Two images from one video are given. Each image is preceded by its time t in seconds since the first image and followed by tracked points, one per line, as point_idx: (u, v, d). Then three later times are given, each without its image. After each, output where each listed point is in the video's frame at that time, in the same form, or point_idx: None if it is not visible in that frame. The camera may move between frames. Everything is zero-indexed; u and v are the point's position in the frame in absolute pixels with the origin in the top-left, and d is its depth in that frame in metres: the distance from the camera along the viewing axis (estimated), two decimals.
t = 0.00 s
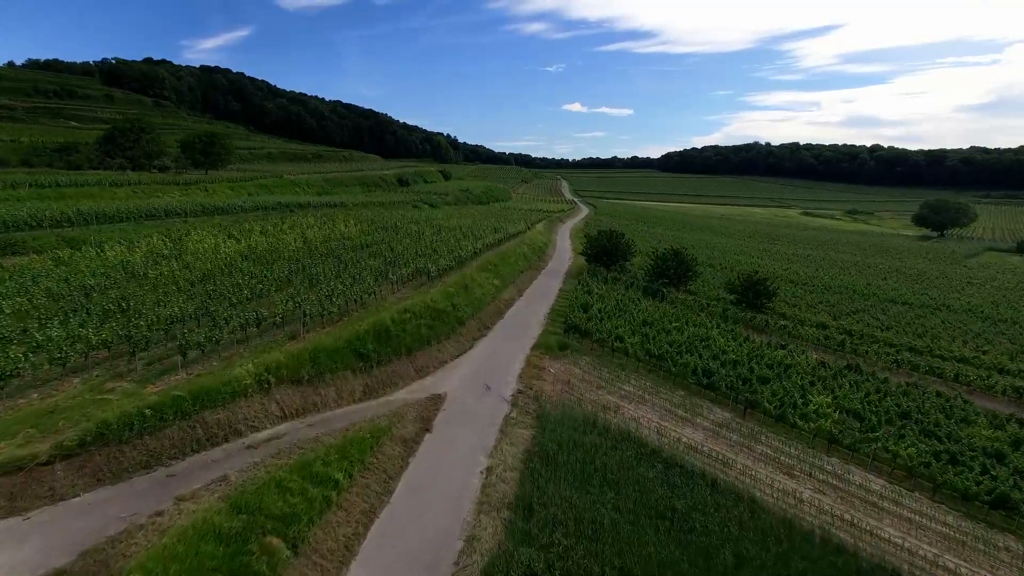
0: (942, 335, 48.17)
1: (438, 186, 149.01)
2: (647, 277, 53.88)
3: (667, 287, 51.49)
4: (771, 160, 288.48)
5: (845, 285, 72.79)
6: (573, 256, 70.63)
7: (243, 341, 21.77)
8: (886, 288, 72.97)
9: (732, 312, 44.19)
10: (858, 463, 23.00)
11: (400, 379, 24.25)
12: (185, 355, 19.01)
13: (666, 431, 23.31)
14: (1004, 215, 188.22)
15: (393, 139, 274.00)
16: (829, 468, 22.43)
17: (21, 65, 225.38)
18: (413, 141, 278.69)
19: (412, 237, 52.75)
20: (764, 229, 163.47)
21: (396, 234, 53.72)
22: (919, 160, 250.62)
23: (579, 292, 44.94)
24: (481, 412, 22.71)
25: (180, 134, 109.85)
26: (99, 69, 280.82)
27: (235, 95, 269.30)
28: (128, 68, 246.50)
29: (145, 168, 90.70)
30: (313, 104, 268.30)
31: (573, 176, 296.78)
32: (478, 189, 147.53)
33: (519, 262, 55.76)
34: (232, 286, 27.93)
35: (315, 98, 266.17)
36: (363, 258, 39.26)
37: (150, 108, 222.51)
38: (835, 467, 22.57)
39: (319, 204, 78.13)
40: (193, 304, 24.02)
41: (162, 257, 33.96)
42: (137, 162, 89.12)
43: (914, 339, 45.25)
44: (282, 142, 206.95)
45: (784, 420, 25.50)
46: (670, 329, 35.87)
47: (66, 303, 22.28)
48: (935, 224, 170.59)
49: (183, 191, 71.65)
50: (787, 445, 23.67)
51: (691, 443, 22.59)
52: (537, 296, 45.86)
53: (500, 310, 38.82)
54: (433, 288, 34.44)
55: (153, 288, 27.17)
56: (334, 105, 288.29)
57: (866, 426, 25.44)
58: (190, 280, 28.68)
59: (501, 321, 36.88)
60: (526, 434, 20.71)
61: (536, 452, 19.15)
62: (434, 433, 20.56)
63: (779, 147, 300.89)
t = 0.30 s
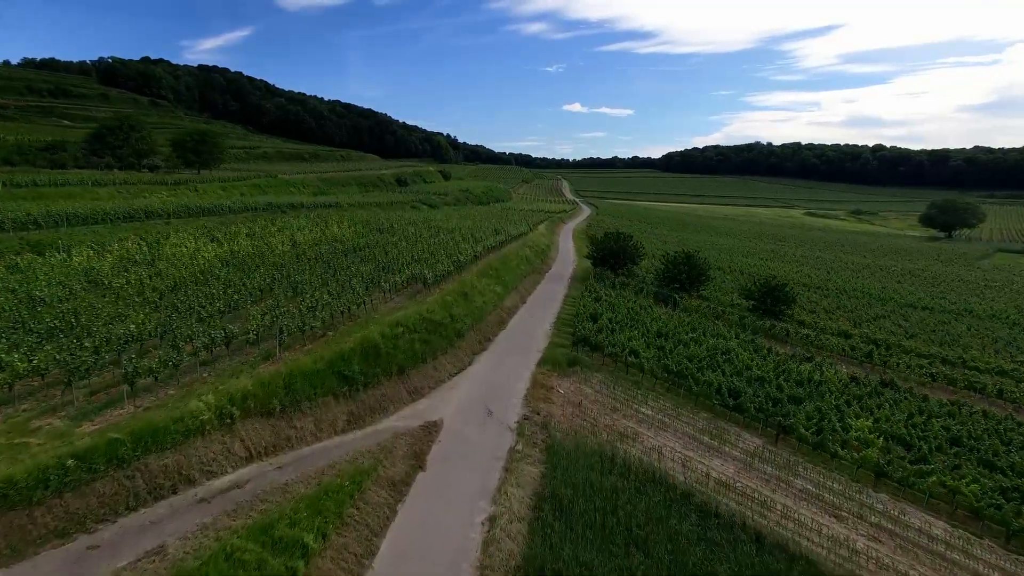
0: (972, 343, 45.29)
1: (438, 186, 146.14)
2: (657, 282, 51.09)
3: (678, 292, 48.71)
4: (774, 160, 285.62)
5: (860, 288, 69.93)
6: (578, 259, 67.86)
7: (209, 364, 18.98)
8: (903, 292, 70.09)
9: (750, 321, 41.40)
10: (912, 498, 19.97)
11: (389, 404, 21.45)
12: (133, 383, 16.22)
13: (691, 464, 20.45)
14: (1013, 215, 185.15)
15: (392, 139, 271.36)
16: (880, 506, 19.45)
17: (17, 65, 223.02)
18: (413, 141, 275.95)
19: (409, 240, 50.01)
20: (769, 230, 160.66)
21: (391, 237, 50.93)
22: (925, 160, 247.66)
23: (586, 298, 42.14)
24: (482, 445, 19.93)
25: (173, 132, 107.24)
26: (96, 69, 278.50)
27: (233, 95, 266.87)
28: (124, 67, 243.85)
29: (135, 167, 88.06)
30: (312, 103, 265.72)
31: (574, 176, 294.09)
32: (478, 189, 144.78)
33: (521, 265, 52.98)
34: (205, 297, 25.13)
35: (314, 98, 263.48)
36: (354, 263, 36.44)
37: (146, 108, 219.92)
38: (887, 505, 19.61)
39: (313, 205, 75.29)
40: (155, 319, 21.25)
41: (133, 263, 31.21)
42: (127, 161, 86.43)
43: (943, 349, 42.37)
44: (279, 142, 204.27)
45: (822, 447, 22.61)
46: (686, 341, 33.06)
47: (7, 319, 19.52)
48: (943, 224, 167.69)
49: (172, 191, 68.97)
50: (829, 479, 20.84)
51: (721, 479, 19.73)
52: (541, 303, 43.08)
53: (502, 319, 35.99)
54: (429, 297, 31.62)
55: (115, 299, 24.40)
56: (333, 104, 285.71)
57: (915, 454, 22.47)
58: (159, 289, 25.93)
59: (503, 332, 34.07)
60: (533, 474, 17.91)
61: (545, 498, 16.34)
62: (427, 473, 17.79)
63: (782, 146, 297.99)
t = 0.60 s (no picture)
0: (1005, 353, 42.47)
1: (437, 187, 143.34)
2: (667, 288, 48.32)
3: (691, 299, 45.96)
4: (777, 160, 282.94)
5: (876, 293, 67.13)
6: (582, 262, 65.14)
7: (162, 395, 16.26)
8: (922, 296, 67.25)
9: (769, 330, 38.65)
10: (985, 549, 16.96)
11: (376, 437, 18.68)
12: (60, 424, 13.43)
13: (725, 510, 17.57)
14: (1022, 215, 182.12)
15: (392, 138, 268.54)
16: (950, 560, 16.50)
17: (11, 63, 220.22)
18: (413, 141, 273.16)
19: (405, 243, 47.27)
20: (775, 231, 157.84)
21: (387, 240, 48.18)
22: (930, 159, 244.65)
23: (595, 306, 39.35)
24: (484, 486, 17.09)
25: (166, 131, 104.50)
26: (93, 68, 276.03)
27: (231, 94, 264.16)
28: (120, 66, 240.92)
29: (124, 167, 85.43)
30: (311, 103, 263.33)
31: (575, 176, 291.46)
32: (478, 189, 142.06)
33: (524, 270, 50.24)
34: (172, 311, 22.33)
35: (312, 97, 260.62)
36: (344, 269, 33.64)
37: (142, 107, 217.03)
38: (957, 558, 16.65)
39: (306, 205, 72.41)
40: (106, 339, 18.48)
41: (100, 269, 28.43)
42: (115, 160, 83.53)
43: (977, 360, 39.54)
44: (277, 142, 201.50)
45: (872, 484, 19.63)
46: (707, 355, 30.27)
47: None
48: (951, 224, 164.73)
49: (159, 192, 66.26)
50: (884, 522, 18.07)
51: (761, 527, 16.85)
52: (545, 311, 40.24)
53: (505, 330, 33.17)
54: (425, 308, 28.82)
55: (68, 315, 21.60)
56: (332, 104, 283.11)
57: (980, 491, 19.48)
58: (120, 301, 23.17)
59: (505, 345, 31.22)
60: (545, 528, 15.19)
61: (559, 564, 13.59)
62: (419, 524, 14.98)
63: (785, 146, 295.13)
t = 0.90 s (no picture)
0: None
1: (437, 187, 140.67)
2: (679, 294, 45.52)
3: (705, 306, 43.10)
4: (780, 160, 280.29)
5: (894, 297, 64.39)
6: (588, 266, 62.46)
7: (94, 437, 13.42)
8: (941, 301, 64.51)
9: (793, 340, 35.84)
10: None
11: (358, 480, 15.80)
12: None
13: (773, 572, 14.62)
14: None
15: (391, 138, 265.86)
16: None
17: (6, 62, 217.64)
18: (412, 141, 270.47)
19: (401, 246, 44.54)
20: (781, 232, 155.14)
21: (381, 243, 45.45)
22: (935, 159, 241.88)
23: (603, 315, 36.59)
24: (487, 544, 14.18)
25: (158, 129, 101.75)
26: (89, 67, 273.35)
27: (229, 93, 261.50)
28: (116, 65, 237.97)
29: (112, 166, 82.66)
30: (310, 103, 260.80)
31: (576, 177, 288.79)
32: (478, 189, 139.44)
33: (527, 274, 47.53)
34: (125, 329, 19.40)
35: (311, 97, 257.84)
36: (332, 277, 30.80)
37: (138, 107, 214.12)
38: None
39: (299, 206, 69.59)
40: (39, 364, 15.63)
41: (59, 277, 25.62)
42: (102, 159, 80.48)
43: (1015, 372, 36.77)
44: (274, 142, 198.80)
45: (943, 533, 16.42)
46: (731, 371, 27.46)
47: None
48: (959, 225, 161.84)
49: (145, 192, 63.51)
50: None
51: None
52: (550, 319, 37.39)
53: (507, 343, 30.29)
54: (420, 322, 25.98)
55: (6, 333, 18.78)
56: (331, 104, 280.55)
57: None
58: (70, 316, 20.33)
59: (508, 360, 28.32)
60: None
61: None
62: None
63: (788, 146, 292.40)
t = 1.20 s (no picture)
0: None
1: (436, 187, 138.00)
2: (693, 301, 42.80)
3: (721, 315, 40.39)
4: (784, 160, 277.47)
5: (914, 301, 61.59)
6: (593, 270, 59.77)
7: None
8: (963, 305, 61.70)
9: (820, 352, 33.09)
10: None
11: (331, 544, 12.86)
12: None
13: None
14: None
15: (391, 138, 263.19)
16: None
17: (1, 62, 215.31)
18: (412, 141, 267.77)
19: (397, 251, 41.80)
20: (786, 234, 152.38)
21: (375, 247, 42.65)
22: (940, 159, 238.94)
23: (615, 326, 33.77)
24: None
25: (150, 128, 99.13)
26: (86, 66, 271.11)
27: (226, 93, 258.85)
28: (112, 64, 235.19)
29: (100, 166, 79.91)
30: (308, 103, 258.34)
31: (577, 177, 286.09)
32: (479, 189, 136.81)
33: (531, 280, 44.76)
34: (66, 351, 16.64)
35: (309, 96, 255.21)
36: (317, 286, 27.99)
37: (135, 107, 211.54)
38: None
39: (293, 207, 66.84)
40: None
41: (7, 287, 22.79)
42: (88, 159, 77.74)
43: None
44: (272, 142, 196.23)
45: None
46: (761, 393, 24.63)
47: None
48: (968, 227, 158.86)
49: (129, 192, 60.72)
50: None
51: None
52: (556, 330, 34.52)
53: (511, 360, 27.43)
54: (413, 339, 23.15)
55: None
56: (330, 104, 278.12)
57: None
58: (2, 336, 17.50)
59: (512, 380, 25.45)
60: None
61: None
62: None
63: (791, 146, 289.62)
